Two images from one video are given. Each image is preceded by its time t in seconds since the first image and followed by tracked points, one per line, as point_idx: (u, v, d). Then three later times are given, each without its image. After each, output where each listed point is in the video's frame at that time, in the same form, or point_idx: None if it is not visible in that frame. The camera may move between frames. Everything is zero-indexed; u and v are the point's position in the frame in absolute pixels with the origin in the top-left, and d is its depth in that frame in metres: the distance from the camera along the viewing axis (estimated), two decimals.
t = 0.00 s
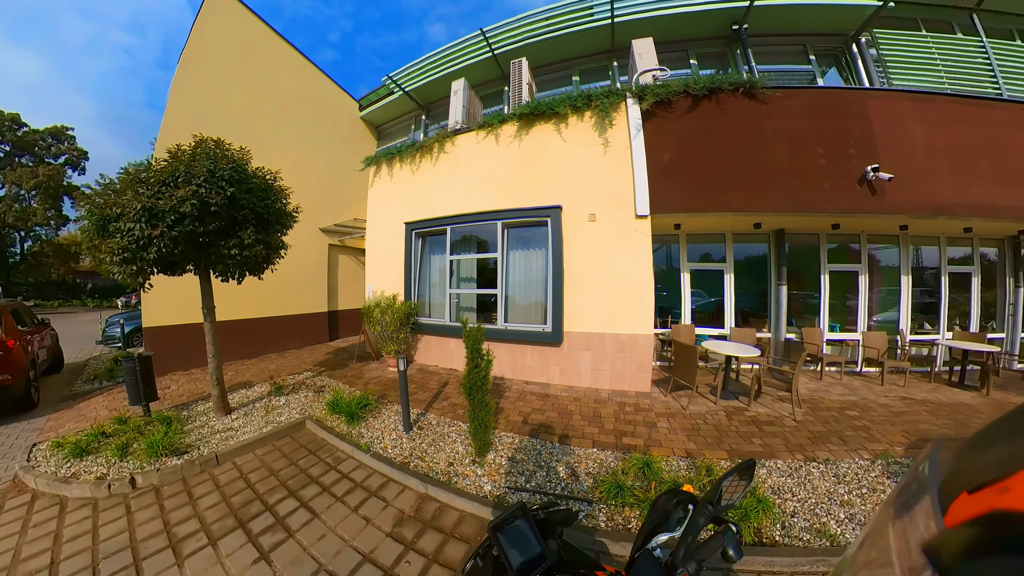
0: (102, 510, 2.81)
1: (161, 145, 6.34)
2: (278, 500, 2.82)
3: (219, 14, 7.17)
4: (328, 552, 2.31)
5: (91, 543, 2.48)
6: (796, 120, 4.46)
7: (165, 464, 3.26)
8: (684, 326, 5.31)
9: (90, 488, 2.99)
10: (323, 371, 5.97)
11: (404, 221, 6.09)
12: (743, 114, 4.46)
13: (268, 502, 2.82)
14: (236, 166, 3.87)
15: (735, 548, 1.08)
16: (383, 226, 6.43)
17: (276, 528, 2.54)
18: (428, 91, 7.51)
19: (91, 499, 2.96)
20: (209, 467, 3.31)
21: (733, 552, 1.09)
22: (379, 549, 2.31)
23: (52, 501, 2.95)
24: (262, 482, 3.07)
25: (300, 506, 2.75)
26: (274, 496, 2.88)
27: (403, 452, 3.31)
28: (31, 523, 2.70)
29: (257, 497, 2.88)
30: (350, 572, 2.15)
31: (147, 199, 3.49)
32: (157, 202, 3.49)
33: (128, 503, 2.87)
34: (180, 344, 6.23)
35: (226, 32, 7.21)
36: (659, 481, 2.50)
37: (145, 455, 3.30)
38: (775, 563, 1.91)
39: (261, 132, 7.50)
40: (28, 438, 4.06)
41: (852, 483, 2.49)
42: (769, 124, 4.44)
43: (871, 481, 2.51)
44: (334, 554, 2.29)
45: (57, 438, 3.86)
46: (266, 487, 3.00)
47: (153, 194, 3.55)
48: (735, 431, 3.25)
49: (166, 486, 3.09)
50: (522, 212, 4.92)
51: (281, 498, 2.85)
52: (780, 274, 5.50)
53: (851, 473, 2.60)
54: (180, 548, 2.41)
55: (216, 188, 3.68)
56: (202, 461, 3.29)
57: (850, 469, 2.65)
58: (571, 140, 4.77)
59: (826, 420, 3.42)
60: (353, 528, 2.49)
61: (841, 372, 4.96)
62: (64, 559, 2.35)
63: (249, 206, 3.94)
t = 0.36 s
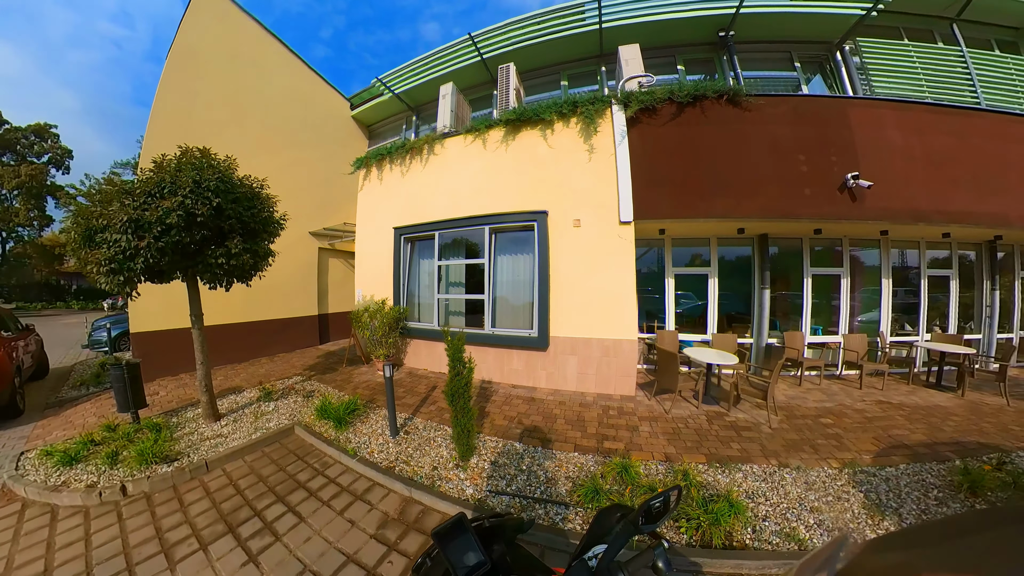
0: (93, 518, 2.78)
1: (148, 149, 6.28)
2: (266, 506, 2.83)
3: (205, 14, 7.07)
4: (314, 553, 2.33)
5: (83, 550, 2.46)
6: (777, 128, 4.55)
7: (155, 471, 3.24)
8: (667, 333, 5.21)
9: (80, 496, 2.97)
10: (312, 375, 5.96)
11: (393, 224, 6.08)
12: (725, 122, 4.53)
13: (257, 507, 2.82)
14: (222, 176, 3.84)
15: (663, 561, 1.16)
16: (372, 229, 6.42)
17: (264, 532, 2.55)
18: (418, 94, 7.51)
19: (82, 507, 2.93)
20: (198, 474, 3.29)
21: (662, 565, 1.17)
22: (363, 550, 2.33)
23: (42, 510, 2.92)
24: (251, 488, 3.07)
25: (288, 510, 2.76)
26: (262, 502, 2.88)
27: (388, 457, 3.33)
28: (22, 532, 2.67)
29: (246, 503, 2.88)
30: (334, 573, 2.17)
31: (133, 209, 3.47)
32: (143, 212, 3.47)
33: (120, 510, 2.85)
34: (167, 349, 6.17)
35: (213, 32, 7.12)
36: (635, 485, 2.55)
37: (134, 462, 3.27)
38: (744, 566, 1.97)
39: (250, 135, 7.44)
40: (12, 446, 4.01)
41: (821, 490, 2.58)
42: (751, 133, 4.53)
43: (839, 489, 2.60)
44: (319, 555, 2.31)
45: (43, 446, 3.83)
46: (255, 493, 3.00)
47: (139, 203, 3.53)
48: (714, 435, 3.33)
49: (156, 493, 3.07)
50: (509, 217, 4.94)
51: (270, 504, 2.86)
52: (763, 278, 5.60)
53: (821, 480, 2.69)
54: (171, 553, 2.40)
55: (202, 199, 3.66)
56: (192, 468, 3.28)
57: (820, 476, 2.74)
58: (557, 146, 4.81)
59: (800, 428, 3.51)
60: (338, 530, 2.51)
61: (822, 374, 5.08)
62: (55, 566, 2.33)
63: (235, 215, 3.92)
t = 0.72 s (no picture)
0: (67, 524, 2.67)
1: (130, 143, 6.11)
2: (247, 509, 2.75)
3: (192, 6, 6.90)
4: (294, 557, 2.26)
5: (57, 556, 2.36)
6: (766, 128, 4.57)
7: (133, 475, 3.13)
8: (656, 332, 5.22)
9: (55, 501, 2.86)
10: (299, 376, 5.85)
11: (382, 223, 6.00)
12: (715, 121, 4.54)
13: (237, 510, 2.73)
14: (204, 173, 3.74)
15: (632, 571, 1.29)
16: (361, 227, 6.32)
17: (244, 535, 2.47)
18: (409, 91, 7.43)
19: (57, 512, 2.82)
20: (179, 477, 3.19)
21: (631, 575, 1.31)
22: (344, 553, 2.27)
23: (14, 516, 2.80)
24: (232, 491, 2.98)
25: (269, 513, 2.68)
26: (243, 505, 2.80)
27: (373, 458, 3.26)
28: None
29: (226, 506, 2.79)
30: None
31: (110, 205, 3.35)
32: (121, 209, 3.35)
33: (96, 515, 2.75)
34: (150, 350, 6.02)
35: (200, 25, 6.95)
36: (622, 486, 2.52)
37: (112, 465, 3.16)
38: (730, 567, 1.95)
39: (237, 130, 7.29)
40: None
41: (808, 490, 2.57)
42: (740, 133, 4.53)
43: (825, 489, 2.59)
44: (298, 559, 2.24)
45: (17, 451, 3.69)
46: (236, 496, 2.91)
47: (117, 199, 3.41)
48: (702, 435, 3.32)
49: (135, 497, 2.96)
50: (498, 215, 4.89)
51: (250, 507, 2.77)
52: (752, 278, 5.63)
53: (807, 481, 2.68)
54: (148, 558, 2.31)
55: (183, 195, 3.54)
56: (172, 471, 3.17)
57: (805, 476, 2.74)
58: (547, 143, 4.77)
59: (788, 427, 3.52)
60: (320, 533, 2.44)
61: (810, 373, 5.11)
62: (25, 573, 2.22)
63: (217, 212, 3.81)
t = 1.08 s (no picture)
0: (31, 531, 2.51)
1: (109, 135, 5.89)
2: (224, 512, 2.61)
3: None
4: (270, 562, 2.14)
5: (19, 564, 2.20)
6: (759, 124, 4.54)
7: (106, 478, 2.97)
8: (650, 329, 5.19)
9: (20, 507, 2.69)
10: (285, 375, 5.69)
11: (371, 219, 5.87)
12: (708, 116, 4.50)
13: (213, 514, 2.60)
14: (183, 163, 3.58)
15: None
16: (350, 224, 6.18)
17: (219, 540, 2.34)
18: (400, 85, 7.31)
19: (22, 518, 2.66)
20: (154, 480, 3.04)
21: None
22: (324, 558, 2.15)
23: None
24: (210, 494, 2.84)
25: (247, 517, 2.55)
26: (220, 508, 2.66)
27: (358, 459, 3.14)
28: None
29: (202, 510, 2.65)
30: None
31: (81, 194, 3.18)
32: (93, 199, 3.19)
33: (64, 521, 2.59)
34: (130, 350, 5.80)
35: (184, 15, 6.74)
36: (614, 486, 2.44)
37: (83, 468, 2.99)
38: (727, 570, 1.88)
39: (223, 124, 7.11)
40: None
41: (804, 489, 2.51)
42: (732, 128, 4.50)
43: (822, 487, 2.54)
44: (275, 565, 2.12)
45: None
46: (213, 499, 2.77)
47: (90, 189, 3.25)
48: (696, 433, 3.26)
49: (106, 501, 2.81)
50: (489, 210, 4.79)
51: (228, 510, 2.64)
52: (745, 274, 5.61)
53: (803, 479, 2.62)
54: (116, 565, 2.17)
55: (160, 185, 3.39)
56: (147, 473, 3.02)
57: (801, 474, 2.69)
58: (539, 137, 4.70)
59: (782, 424, 3.47)
60: (299, 538, 2.32)
61: (803, 369, 5.09)
62: None
63: (197, 203, 3.66)
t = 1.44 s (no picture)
0: (21, 536, 2.48)
1: (95, 135, 5.81)
2: (217, 514, 2.62)
3: None
4: (263, 562, 2.16)
5: (10, 570, 2.19)
6: (745, 129, 4.64)
7: (97, 482, 2.95)
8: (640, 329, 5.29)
9: (9, 512, 2.65)
10: (276, 379, 5.66)
11: (362, 221, 5.86)
12: (696, 120, 4.59)
13: (206, 516, 2.60)
14: (172, 166, 3.55)
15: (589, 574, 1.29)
16: (342, 226, 6.16)
17: (212, 541, 2.35)
18: (392, 85, 7.30)
19: (11, 524, 2.63)
20: (146, 484, 3.02)
21: None
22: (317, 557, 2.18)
23: None
24: (202, 496, 2.84)
25: (241, 518, 2.56)
26: (212, 510, 2.67)
27: (349, 461, 3.16)
28: None
29: (195, 512, 2.66)
30: None
31: (69, 197, 3.15)
32: (81, 203, 3.15)
33: (55, 525, 2.57)
34: (117, 354, 5.72)
35: (172, 13, 6.65)
36: (601, 484, 2.49)
37: (74, 473, 2.96)
38: (710, 564, 1.94)
39: (212, 124, 7.04)
40: None
41: (785, 483, 2.60)
42: (718, 133, 4.59)
43: (802, 481, 2.63)
44: (268, 565, 2.14)
45: None
46: (206, 502, 2.77)
47: (78, 192, 3.22)
48: (683, 432, 3.33)
49: (98, 506, 2.79)
50: (480, 212, 4.82)
51: (221, 511, 2.65)
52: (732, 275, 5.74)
53: (784, 474, 2.71)
54: (109, 567, 2.17)
55: (150, 188, 3.37)
56: (139, 477, 3.01)
57: (782, 469, 2.77)
58: (530, 140, 4.75)
59: (766, 421, 3.56)
60: (291, 538, 2.34)
61: (788, 368, 5.22)
62: None
63: (186, 207, 3.63)
